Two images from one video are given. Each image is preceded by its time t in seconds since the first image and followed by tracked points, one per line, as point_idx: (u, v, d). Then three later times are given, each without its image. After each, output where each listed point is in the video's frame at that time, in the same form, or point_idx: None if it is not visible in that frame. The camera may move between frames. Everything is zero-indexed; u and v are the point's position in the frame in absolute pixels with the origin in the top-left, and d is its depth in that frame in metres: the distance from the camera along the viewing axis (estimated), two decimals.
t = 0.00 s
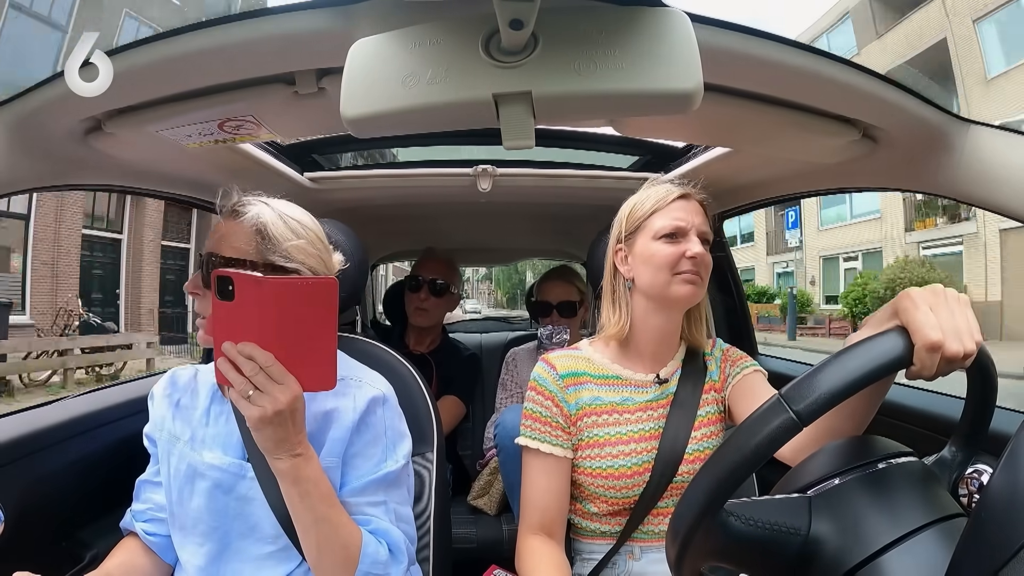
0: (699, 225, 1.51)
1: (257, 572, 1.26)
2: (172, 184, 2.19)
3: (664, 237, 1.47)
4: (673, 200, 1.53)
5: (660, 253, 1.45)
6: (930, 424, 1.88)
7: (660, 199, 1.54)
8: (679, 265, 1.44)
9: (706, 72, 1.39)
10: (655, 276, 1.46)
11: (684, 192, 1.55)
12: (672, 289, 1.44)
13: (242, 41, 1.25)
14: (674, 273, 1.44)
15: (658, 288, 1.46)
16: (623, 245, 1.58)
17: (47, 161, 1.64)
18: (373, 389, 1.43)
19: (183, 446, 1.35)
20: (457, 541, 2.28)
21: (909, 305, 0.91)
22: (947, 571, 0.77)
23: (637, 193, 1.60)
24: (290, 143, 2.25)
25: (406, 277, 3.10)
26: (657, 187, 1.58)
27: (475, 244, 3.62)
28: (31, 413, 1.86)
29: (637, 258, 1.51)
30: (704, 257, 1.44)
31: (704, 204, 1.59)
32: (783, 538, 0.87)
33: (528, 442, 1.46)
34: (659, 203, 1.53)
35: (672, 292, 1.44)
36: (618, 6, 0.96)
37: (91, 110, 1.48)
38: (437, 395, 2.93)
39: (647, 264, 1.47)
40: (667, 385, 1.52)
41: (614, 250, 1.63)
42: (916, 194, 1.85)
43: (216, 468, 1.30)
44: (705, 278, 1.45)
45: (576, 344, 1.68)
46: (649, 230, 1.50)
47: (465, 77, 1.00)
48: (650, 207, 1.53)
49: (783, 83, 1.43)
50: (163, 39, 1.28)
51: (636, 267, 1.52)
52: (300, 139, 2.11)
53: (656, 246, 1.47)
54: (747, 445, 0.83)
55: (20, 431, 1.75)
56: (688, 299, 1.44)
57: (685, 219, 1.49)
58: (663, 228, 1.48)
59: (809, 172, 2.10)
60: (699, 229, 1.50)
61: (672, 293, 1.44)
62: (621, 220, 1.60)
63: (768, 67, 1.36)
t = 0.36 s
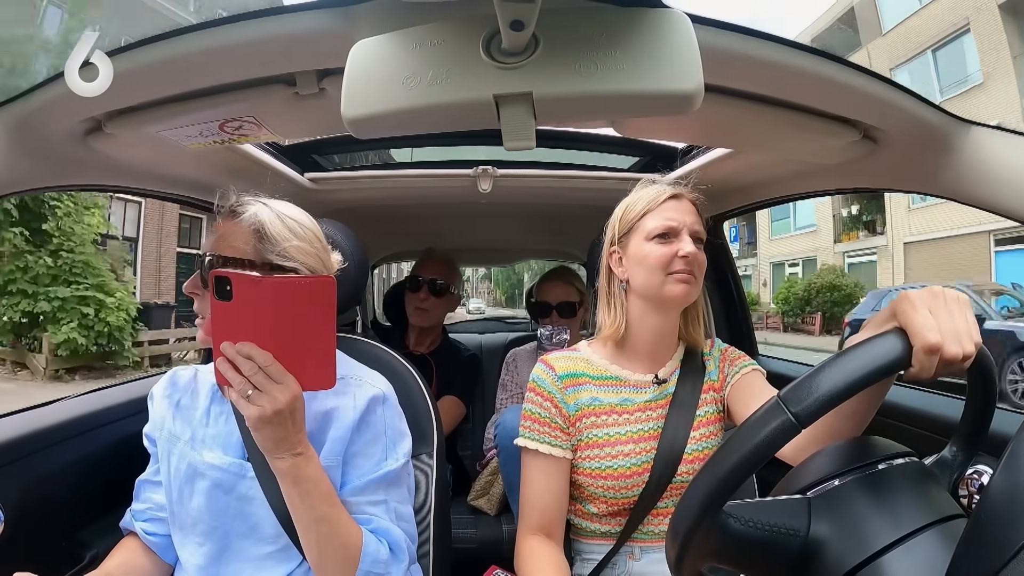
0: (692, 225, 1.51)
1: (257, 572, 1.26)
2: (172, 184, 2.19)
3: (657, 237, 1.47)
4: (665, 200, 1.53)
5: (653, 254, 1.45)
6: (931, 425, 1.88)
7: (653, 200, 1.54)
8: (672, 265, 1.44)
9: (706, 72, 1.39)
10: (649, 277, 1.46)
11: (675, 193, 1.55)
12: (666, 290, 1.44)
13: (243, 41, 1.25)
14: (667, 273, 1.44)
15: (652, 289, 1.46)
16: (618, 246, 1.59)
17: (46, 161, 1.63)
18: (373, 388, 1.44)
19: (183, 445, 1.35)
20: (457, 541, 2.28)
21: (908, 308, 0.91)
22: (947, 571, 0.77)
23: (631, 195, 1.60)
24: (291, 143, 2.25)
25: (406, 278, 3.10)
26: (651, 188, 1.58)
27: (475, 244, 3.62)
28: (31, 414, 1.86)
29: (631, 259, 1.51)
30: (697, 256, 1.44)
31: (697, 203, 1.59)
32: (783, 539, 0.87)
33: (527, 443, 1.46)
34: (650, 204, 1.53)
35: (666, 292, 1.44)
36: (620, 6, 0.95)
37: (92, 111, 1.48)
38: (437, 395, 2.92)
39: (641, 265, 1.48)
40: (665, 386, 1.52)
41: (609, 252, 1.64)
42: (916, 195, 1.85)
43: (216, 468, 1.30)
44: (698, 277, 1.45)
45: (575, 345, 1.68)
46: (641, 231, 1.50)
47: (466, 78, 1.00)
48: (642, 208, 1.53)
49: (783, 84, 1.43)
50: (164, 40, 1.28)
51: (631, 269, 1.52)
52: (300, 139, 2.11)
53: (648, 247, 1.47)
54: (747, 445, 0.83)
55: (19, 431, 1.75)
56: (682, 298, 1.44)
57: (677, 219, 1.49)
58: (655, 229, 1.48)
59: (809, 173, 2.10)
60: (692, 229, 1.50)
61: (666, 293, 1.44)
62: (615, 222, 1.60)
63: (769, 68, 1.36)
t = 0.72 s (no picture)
0: (686, 224, 1.50)
1: (258, 571, 1.26)
2: (172, 184, 2.19)
3: (650, 238, 1.48)
4: (656, 200, 1.53)
5: (647, 254, 1.45)
6: (931, 426, 1.88)
7: (645, 201, 1.54)
8: (666, 265, 1.44)
9: (706, 72, 1.39)
10: (644, 278, 1.46)
11: (667, 193, 1.54)
12: (661, 290, 1.44)
13: (244, 40, 1.25)
14: (661, 273, 1.44)
15: (647, 289, 1.46)
16: (614, 247, 1.59)
17: (48, 161, 1.64)
18: (376, 388, 1.44)
19: (184, 445, 1.35)
20: (457, 541, 2.28)
21: (909, 309, 0.91)
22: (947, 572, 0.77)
23: (625, 196, 1.60)
24: (292, 142, 2.25)
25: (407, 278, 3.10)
26: (644, 189, 1.58)
27: (475, 244, 3.62)
28: (31, 412, 1.86)
29: (626, 260, 1.52)
30: (690, 256, 1.44)
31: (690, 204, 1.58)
32: (783, 541, 0.86)
33: (526, 444, 1.46)
34: (643, 205, 1.53)
35: (661, 292, 1.44)
36: (621, 6, 0.95)
37: (93, 110, 1.48)
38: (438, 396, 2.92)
39: (635, 266, 1.48)
40: (665, 386, 1.52)
41: (605, 253, 1.64)
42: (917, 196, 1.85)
43: (217, 467, 1.30)
44: (693, 276, 1.45)
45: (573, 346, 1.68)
46: (636, 232, 1.51)
47: (467, 78, 1.00)
48: (635, 210, 1.54)
49: (784, 84, 1.43)
50: (165, 38, 1.28)
51: (626, 270, 1.53)
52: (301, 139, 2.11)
53: (642, 248, 1.47)
54: (749, 447, 0.83)
55: (20, 430, 1.75)
56: (677, 298, 1.44)
57: (670, 218, 1.49)
58: (648, 230, 1.48)
59: (810, 173, 2.10)
60: (687, 228, 1.50)
61: (660, 293, 1.44)
62: (610, 223, 1.61)
63: (769, 68, 1.36)
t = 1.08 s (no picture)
0: (686, 224, 1.50)
1: (259, 572, 1.26)
2: (170, 184, 2.18)
3: (650, 238, 1.48)
4: (657, 200, 1.53)
5: (647, 254, 1.45)
6: (930, 424, 1.88)
7: (646, 200, 1.54)
8: (665, 265, 1.43)
9: (704, 71, 1.39)
10: (643, 277, 1.46)
11: (667, 192, 1.54)
12: (660, 289, 1.44)
13: (242, 41, 1.25)
14: (660, 273, 1.44)
15: (646, 289, 1.46)
16: (615, 246, 1.59)
17: (45, 161, 1.63)
18: (377, 389, 1.44)
19: (185, 445, 1.35)
20: (457, 540, 2.28)
21: (909, 305, 0.91)
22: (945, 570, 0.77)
23: (626, 194, 1.60)
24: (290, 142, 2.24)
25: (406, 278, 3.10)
26: (644, 188, 1.58)
27: (474, 244, 3.62)
28: (30, 413, 1.86)
29: (626, 259, 1.52)
30: (690, 256, 1.44)
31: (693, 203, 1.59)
32: (783, 537, 0.86)
33: (527, 442, 1.46)
34: (644, 204, 1.53)
35: (659, 292, 1.44)
36: (619, 5, 0.95)
37: (91, 110, 1.48)
38: (437, 395, 2.92)
39: (635, 266, 1.48)
40: (664, 384, 1.52)
41: (607, 252, 1.64)
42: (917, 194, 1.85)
43: (217, 468, 1.30)
44: (692, 277, 1.44)
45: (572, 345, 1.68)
46: (636, 232, 1.51)
47: (465, 77, 1.00)
48: (636, 208, 1.53)
49: (782, 82, 1.43)
50: (163, 39, 1.28)
51: (626, 270, 1.52)
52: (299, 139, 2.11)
53: (641, 247, 1.47)
54: (748, 444, 0.83)
55: (19, 432, 1.75)
56: (676, 297, 1.44)
57: (670, 219, 1.49)
58: (648, 230, 1.48)
59: (808, 172, 2.10)
60: (686, 228, 1.50)
61: (659, 293, 1.44)
62: (611, 221, 1.61)
63: (767, 67, 1.36)
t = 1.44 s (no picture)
0: (687, 225, 1.50)
1: (256, 572, 1.26)
2: (170, 184, 2.18)
3: (651, 238, 1.47)
4: (658, 200, 1.53)
5: (647, 254, 1.45)
6: (930, 424, 1.88)
7: (648, 200, 1.54)
8: (666, 265, 1.43)
9: (705, 70, 1.39)
10: (643, 277, 1.46)
11: (669, 193, 1.54)
12: (660, 289, 1.44)
13: (243, 40, 1.25)
14: (660, 273, 1.43)
15: (647, 289, 1.46)
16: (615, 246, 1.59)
17: (46, 161, 1.63)
18: (374, 389, 1.44)
19: (183, 446, 1.35)
20: (457, 540, 2.28)
21: (913, 303, 0.91)
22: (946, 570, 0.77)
23: (627, 194, 1.60)
24: (290, 142, 2.25)
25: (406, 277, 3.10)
26: (645, 188, 1.58)
27: (474, 243, 3.62)
28: (30, 413, 1.86)
29: (627, 259, 1.52)
30: (690, 256, 1.44)
31: (694, 203, 1.59)
32: (784, 538, 0.87)
33: (528, 441, 1.46)
34: (645, 204, 1.53)
35: (659, 292, 1.44)
36: (620, 5, 0.95)
37: (93, 109, 1.48)
38: (437, 395, 2.92)
39: (635, 266, 1.48)
40: (664, 384, 1.52)
41: (608, 251, 1.64)
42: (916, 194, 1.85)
43: (216, 468, 1.30)
44: (692, 277, 1.45)
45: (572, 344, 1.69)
46: (637, 232, 1.51)
47: (466, 77, 1.00)
48: (637, 208, 1.54)
49: (782, 82, 1.43)
50: (163, 38, 1.28)
51: (627, 269, 1.52)
52: (300, 138, 2.11)
53: (641, 247, 1.47)
54: (748, 443, 0.83)
55: (19, 431, 1.74)
56: (676, 298, 1.44)
57: (672, 219, 1.49)
58: (649, 230, 1.48)
59: (809, 172, 2.10)
60: (687, 229, 1.50)
61: (659, 293, 1.44)
62: (612, 221, 1.61)
63: (767, 67, 1.36)
